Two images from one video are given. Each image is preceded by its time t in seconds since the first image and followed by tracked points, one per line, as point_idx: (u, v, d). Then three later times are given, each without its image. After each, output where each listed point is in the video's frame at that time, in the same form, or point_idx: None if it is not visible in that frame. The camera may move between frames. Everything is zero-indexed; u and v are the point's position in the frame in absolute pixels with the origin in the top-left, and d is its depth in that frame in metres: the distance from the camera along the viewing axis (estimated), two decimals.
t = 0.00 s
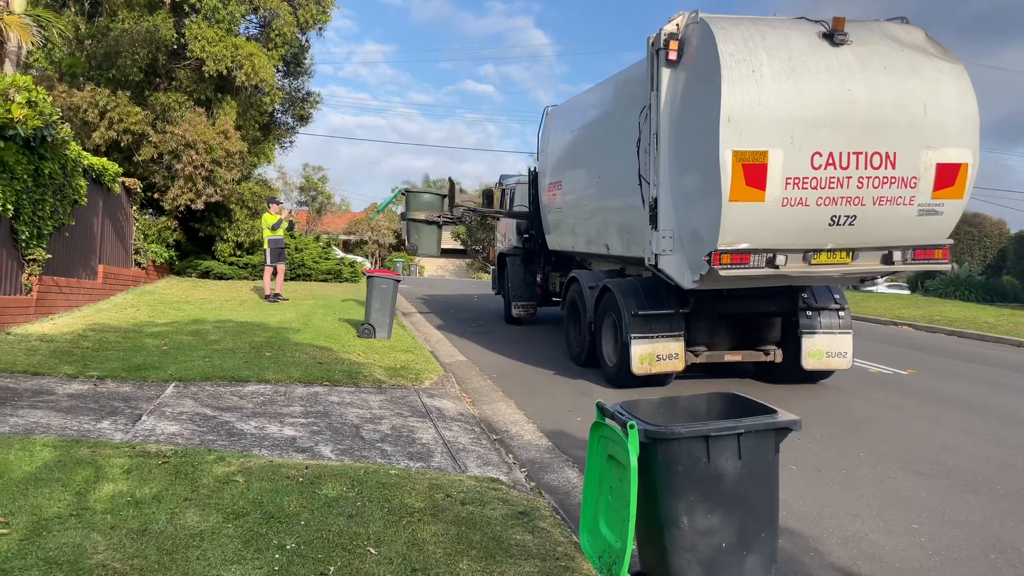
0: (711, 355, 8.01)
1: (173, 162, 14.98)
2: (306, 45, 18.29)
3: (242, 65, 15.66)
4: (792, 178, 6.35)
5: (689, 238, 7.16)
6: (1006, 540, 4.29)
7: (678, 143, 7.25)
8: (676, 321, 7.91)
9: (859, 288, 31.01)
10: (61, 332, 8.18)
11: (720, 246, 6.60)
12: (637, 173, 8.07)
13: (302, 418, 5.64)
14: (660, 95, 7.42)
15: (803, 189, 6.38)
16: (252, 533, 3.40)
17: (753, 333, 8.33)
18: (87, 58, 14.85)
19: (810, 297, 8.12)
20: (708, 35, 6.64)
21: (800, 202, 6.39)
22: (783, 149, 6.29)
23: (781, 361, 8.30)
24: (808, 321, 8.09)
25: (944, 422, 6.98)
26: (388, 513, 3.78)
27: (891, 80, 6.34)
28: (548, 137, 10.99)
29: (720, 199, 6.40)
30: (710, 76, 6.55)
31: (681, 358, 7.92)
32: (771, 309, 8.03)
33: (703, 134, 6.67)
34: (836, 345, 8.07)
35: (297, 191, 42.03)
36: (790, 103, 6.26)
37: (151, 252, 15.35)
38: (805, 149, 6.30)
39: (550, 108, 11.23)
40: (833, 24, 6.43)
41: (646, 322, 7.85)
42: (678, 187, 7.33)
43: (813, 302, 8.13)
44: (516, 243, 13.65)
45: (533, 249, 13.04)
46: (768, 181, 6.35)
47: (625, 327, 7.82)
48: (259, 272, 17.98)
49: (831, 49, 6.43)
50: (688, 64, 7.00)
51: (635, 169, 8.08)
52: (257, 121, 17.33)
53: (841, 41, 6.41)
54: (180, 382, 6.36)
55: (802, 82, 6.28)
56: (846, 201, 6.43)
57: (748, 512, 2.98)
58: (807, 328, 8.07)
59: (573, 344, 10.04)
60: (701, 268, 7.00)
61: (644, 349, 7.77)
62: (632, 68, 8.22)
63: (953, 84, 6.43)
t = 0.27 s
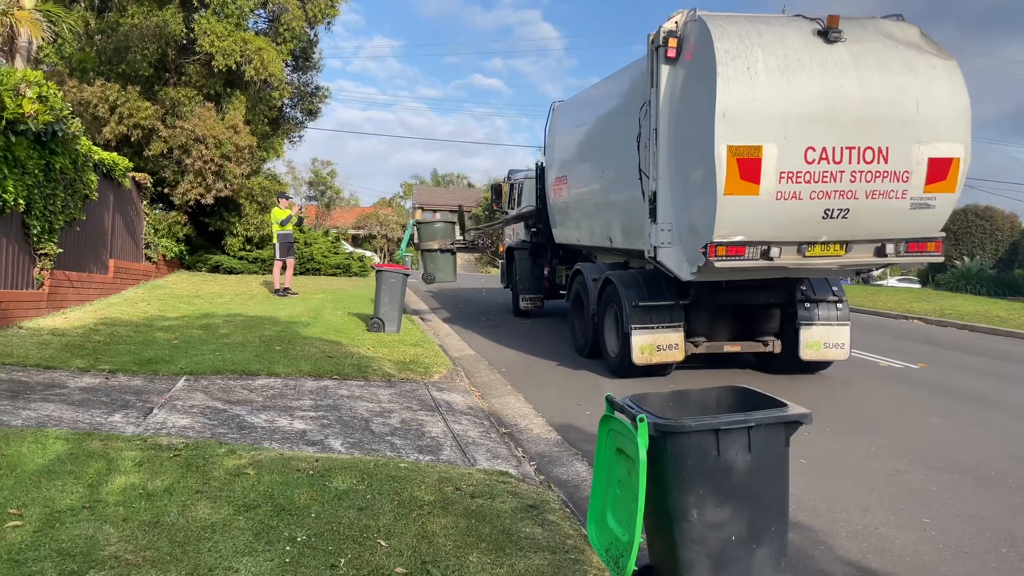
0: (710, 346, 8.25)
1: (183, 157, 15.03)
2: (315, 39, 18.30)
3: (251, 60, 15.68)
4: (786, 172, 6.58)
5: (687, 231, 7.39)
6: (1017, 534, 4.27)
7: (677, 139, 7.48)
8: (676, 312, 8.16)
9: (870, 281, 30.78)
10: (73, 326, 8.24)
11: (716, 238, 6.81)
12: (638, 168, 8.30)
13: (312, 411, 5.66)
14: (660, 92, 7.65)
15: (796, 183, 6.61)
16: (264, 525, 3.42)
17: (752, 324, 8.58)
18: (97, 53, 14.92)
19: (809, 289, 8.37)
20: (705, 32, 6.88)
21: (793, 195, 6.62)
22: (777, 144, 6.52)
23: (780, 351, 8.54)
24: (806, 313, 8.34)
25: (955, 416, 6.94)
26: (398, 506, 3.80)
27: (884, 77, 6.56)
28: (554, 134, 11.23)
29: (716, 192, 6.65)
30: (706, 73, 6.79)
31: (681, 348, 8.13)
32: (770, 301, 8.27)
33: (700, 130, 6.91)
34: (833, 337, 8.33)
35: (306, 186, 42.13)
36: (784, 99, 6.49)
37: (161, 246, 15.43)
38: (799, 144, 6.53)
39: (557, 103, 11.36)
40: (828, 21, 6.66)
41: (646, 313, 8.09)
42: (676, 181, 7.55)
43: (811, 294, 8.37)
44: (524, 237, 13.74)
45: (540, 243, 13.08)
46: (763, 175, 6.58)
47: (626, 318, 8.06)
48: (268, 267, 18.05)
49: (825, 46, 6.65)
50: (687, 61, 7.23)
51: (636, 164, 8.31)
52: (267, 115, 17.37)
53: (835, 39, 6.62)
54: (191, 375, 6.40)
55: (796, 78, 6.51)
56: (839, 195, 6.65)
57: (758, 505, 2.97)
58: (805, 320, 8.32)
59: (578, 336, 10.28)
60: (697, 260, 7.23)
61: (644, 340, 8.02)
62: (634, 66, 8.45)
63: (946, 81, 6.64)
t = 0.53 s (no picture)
0: (712, 337, 8.49)
1: (193, 152, 15.07)
2: (324, 34, 18.29)
3: (260, 55, 15.71)
4: (782, 166, 6.82)
5: (686, 224, 7.62)
6: None
7: (676, 134, 7.70)
8: (677, 304, 8.37)
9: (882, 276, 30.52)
10: (85, 320, 8.30)
11: (713, 230, 7.08)
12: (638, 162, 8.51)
13: (322, 405, 5.67)
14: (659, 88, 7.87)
15: (792, 177, 6.85)
16: (274, 519, 3.43)
17: (753, 316, 8.82)
18: (108, 48, 14.99)
19: (809, 282, 8.58)
20: (703, 30, 7.10)
21: (789, 188, 6.87)
22: (773, 138, 6.76)
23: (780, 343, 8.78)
24: (806, 305, 8.57)
25: (967, 410, 6.90)
26: (408, 500, 3.80)
27: (878, 72, 6.79)
28: (558, 129, 11.43)
29: (714, 186, 6.90)
30: (704, 69, 7.02)
31: (682, 340, 8.36)
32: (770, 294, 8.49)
33: (698, 125, 7.14)
34: (833, 328, 8.55)
35: (315, 181, 42.22)
36: (779, 94, 6.73)
37: (171, 241, 15.50)
38: (794, 138, 6.77)
39: (564, 99, 11.39)
40: (824, 19, 6.88)
41: (648, 305, 8.31)
42: (676, 175, 7.77)
43: (811, 287, 8.59)
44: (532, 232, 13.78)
45: (549, 237, 13.10)
46: (760, 169, 6.82)
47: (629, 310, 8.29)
48: (278, 262, 18.10)
49: (822, 42, 6.89)
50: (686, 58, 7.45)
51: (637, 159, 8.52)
52: (276, 111, 17.40)
53: (831, 35, 6.87)
54: (202, 369, 6.43)
55: (792, 74, 6.75)
56: (835, 188, 6.90)
57: (769, 500, 2.96)
58: (805, 312, 8.55)
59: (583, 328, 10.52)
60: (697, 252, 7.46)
61: (646, 331, 8.25)
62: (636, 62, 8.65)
63: (941, 76, 6.84)
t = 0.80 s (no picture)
0: (714, 331, 8.62)
1: (202, 148, 15.12)
2: (332, 30, 18.31)
3: (268, 51, 15.73)
4: (781, 161, 6.97)
5: (687, 219, 7.76)
6: None
7: (677, 130, 7.83)
8: (681, 299, 8.47)
9: (893, 272, 30.33)
10: (95, 316, 8.35)
11: (712, 226, 7.23)
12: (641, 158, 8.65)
13: (331, 401, 5.69)
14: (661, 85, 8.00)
15: (791, 172, 6.99)
16: (284, 513, 3.44)
17: (756, 311, 8.94)
18: (117, 45, 15.04)
19: (810, 276, 8.69)
20: (702, 28, 7.24)
21: (788, 183, 7.01)
22: (771, 134, 6.91)
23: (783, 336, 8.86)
24: (808, 298, 8.65)
25: (978, 406, 6.85)
26: (417, 495, 3.81)
27: (876, 69, 6.91)
28: (564, 126, 11.56)
29: (714, 181, 7.06)
30: (704, 67, 7.17)
31: (686, 334, 8.44)
32: (771, 287, 8.62)
33: (698, 122, 7.28)
34: (835, 322, 8.61)
35: (323, 177, 42.29)
36: (778, 91, 6.87)
37: (181, 237, 15.56)
38: (793, 134, 6.91)
39: (571, 95, 11.49)
40: (823, 16, 6.97)
41: (651, 299, 8.42)
42: (677, 171, 7.91)
43: (813, 281, 8.70)
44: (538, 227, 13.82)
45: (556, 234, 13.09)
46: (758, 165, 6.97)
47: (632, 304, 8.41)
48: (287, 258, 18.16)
49: (820, 40, 6.99)
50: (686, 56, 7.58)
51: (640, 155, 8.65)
52: (284, 107, 17.44)
53: (830, 32, 6.96)
54: (211, 365, 6.46)
55: (791, 71, 6.89)
56: (833, 184, 7.02)
57: (780, 496, 2.95)
58: (806, 305, 8.65)
59: (589, 323, 10.60)
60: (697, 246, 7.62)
61: (650, 325, 8.34)
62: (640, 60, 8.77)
63: (938, 73, 6.95)
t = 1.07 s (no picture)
0: (718, 327, 8.64)
1: (209, 145, 15.15)
2: (339, 26, 18.31)
3: (275, 48, 15.75)
4: (783, 160, 6.98)
5: (690, 217, 7.78)
6: None
7: (679, 128, 7.84)
8: (684, 295, 8.52)
9: (902, 269, 30.16)
10: (104, 311, 8.39)
11: (716, 223, 7.23)
12: (645, 156, 8.67)
13: (339, 397, 5.70)
14: (665, 83, 8.02)
15: (793, 170, 7.00)
16: (292, 509, 3.45)
17: (759, 307, 8.93)
18: (125, 41, 15.09)
19: (813, 273, 8.71)
20: (705, 27, 7.25)
21: (790, 181, 7.03)
22: (773, 133, 6.92)
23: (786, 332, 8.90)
24: (810, 295, 8.69)
25: (987, 404, 6.82)
26: (424, 491, 3.81)
27: (878, 67, 6.92)
28: (571, 123, 11.59)
29: (716, 180, 7.07)
30: (707, 66, 7.17)
31: (688, 330, 8.50)
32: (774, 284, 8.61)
33: (701, 120, 7.30)
34: (838, 318, 8.63)
35: (330, 173, 42.37)
36: (781, 90, 6.87)
37: (188, 234, 15.61)
38: (795, 132, 6.93)
39: (576, 93, 11.51)
40: (825, 16, 6.97)
41: (655, 295, 8.48)
42: (679, 169, 7.93)
43: (815, 278, 8.72)
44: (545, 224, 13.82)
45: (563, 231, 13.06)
46: (760, 163, 6.98)
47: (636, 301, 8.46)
48: (294, 254, 18.20)
49: (822, 39, 6.99)
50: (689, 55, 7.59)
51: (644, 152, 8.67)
52: (291, 103, 17.47)
53: (832, 32, 6.96)
54: (219, 360, 6.48)
55: (793, 70, 6.89)
56: (835, 181, 7.04)
57: (788, 494, 2.93)
58: (809, 302, 8.68)
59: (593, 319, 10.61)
60: (699, 244, 7.65)
61: (653, 321, 8.41)
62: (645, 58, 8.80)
63: (940, 71, 6.97)
